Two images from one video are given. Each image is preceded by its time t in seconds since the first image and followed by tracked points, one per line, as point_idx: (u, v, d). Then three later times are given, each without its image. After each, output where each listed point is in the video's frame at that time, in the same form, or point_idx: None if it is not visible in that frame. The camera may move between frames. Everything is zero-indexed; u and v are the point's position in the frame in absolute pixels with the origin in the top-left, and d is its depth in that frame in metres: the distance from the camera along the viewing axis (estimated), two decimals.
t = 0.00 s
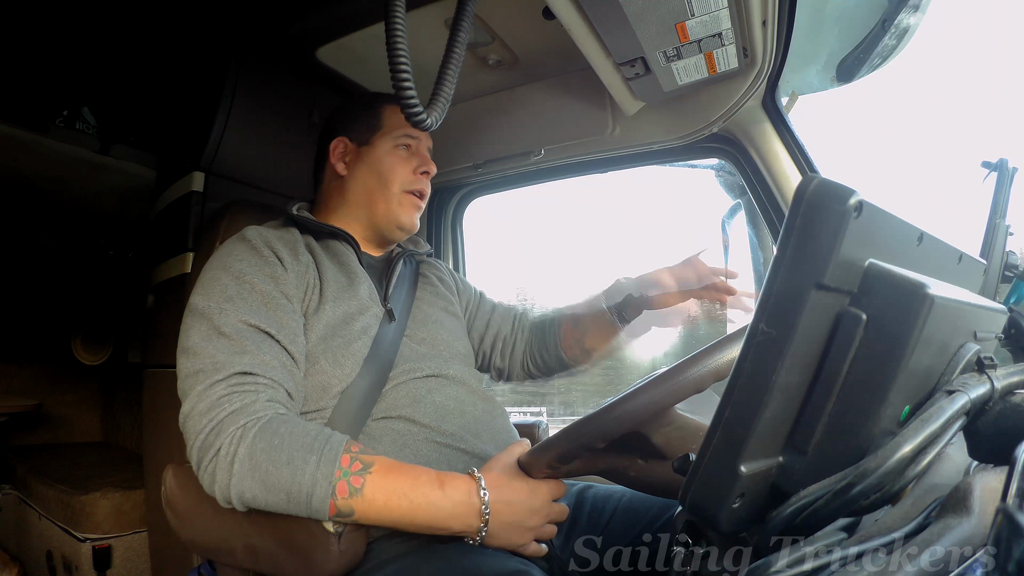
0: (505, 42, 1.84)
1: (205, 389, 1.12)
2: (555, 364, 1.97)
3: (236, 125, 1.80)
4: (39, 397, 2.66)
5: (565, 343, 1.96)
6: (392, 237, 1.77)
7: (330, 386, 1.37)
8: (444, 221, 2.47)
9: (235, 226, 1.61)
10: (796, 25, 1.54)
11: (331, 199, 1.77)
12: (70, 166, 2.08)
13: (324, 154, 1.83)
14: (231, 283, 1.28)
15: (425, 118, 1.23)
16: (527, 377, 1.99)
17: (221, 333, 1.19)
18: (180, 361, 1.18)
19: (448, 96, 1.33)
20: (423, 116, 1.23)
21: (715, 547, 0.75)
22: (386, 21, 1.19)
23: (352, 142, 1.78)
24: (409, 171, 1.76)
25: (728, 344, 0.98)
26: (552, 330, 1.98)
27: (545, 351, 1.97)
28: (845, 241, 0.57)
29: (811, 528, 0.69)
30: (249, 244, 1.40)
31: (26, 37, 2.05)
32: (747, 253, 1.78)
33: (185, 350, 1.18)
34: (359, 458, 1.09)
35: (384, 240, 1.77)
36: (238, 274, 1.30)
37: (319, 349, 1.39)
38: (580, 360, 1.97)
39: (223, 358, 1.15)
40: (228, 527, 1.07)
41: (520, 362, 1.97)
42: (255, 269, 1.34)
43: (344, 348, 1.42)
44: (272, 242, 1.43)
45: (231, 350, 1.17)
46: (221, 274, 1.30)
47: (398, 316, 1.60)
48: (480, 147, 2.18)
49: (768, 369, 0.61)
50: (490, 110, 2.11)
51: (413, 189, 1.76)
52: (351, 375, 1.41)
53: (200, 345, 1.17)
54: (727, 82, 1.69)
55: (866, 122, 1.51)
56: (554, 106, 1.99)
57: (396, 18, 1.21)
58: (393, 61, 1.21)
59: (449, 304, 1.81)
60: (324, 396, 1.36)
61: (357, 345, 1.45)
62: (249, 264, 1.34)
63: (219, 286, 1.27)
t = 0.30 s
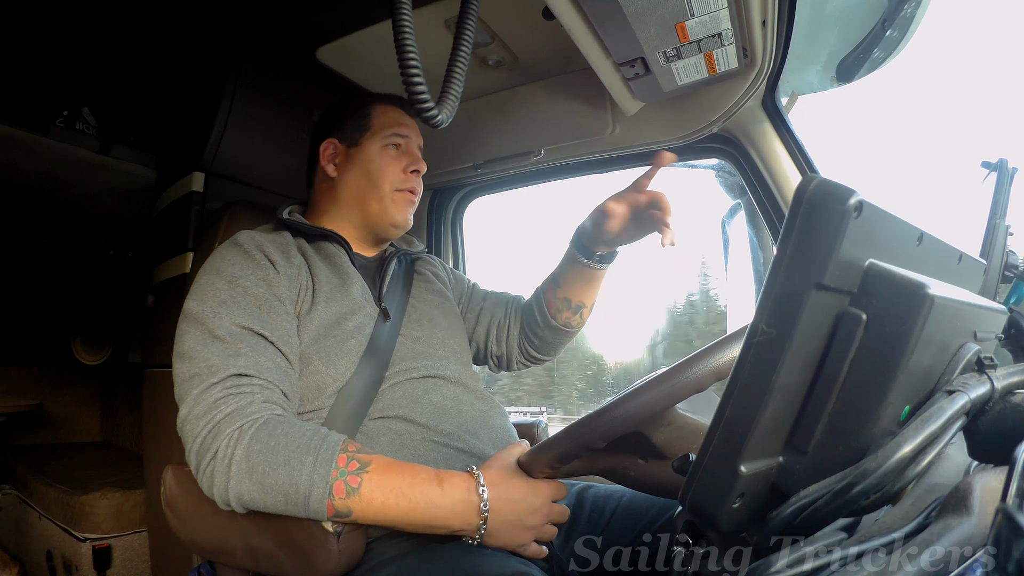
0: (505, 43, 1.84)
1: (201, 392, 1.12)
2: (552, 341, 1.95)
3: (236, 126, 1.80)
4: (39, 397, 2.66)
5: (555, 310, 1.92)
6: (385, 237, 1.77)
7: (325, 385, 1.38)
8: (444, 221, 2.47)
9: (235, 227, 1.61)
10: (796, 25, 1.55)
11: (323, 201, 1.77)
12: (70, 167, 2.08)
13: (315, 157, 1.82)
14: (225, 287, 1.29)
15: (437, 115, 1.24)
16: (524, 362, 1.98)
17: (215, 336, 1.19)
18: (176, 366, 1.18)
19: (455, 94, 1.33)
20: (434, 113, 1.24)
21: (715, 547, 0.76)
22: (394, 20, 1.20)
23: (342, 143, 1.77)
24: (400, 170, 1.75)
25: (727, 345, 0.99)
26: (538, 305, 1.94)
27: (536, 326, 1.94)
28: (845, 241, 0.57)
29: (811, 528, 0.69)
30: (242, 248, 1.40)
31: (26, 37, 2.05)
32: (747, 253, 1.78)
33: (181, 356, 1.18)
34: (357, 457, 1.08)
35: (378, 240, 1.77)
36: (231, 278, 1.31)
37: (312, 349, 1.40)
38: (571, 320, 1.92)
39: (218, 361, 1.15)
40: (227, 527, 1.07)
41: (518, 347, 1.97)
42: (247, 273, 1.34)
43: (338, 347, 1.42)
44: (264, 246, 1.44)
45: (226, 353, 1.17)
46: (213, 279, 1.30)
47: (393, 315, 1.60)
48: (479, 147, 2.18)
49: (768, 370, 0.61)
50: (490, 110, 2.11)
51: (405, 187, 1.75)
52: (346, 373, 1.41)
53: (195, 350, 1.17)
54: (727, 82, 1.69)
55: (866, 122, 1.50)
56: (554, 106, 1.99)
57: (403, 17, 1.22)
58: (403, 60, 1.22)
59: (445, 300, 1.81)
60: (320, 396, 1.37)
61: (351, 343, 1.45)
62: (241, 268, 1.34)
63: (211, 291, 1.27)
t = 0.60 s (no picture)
0: (505, 43, 1.84)
1: (208, 388, 1.12)
2: (562, 350, 1.91)
3: (236, 126, 1.80)
4: (39, 397, 2.65)
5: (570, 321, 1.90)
6: (387, 236, 1.77)
7: (331, 386, 1.38)
8: (444, 221, 2.47)
9: (235, 227, 1.61)
10: (796, 24, 1.54)
11: (323, 205, 1.78)
12: (70, 167, 2.08)
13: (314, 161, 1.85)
14: (234, 286, 1.28)
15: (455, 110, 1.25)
16: (531, 371, 1.94)
17: (223, 334, 1.19)
18: (182, 363, 1.19)
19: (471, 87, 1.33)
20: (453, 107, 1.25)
21: (714, 547, 0.76)
22: (407, 14, 1.19)
23: (335, 145, 1.78)
24: (394, 166, 1.74)
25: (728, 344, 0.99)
26: (557, 312, 1.93)
27: (551, 334, 1.92)
28: (845, 241, 0.57)
29: (811, 528, 0.69)
30: (250, 246, 1.40)
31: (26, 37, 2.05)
32: (747, 253, 1.78)
33: (188, 353, 1.18)
34: (364, 455, 1.08)
35: (379, 239, 1.78)
36: (240, 278, 1.30)
37: (319, 350, 1.39)
38: (590, 340, 1.90)
39: (226, 358, 1.15)
40: (228, 527, 1.07)
41: (524, 355, 1.93)
42: (256, 272, 1.33)
43: (345, 348, 1.43)
44: (273, 244, 1.44)
45: (234, 350, 1.17)
46: (223, 277, 1.30)
47: (401, 317, 1.60)
48: (479, 147, 2.18)
49: (768, 370, 0.61)
50: (490, 110, 2.11)
51: (402, 184, 1.74)
52: (354, 374, 1.41)
53: (203, 347, 1.17)
54: (727, 82, 1.69)
55: (866, 122, 1.50)
56: (555, 106, 1.99)
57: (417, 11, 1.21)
58: (422, 52, 1.21)
59: (451, 304, 1.81)
60: (326, 396, 1.37)
61: (359, 344, 1.45)
62: (250, 267, 1.34)
63: (221, 289, 1.27)
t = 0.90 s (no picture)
0: (505, 43, 1.84)
1: (221, 379, 1.12)
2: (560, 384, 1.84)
3: (236, 126, 1.80)
4: (39, 397, 2.66)
5: (584, 366, 1.81)
6: (375, 230, 1.75)
7: (333, 384, 1.38)
8: (444, 221, 2.47)
9: (235, 226, 1.61)
10: (796, 24, 1.54)
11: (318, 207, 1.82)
12: (70, 167, 2.08)
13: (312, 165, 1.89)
14: (241, 281, 1.28)
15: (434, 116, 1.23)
16: (523, 390, 1.89)
17: (232, 328, 1.18)
18: (188, 356, 1.17)
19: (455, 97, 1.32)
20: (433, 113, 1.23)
21: (714, 547, 0.76)
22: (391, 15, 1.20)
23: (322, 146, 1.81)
24: (369, 159, 1.72)
25: (730, 343, 1.01)
26: (574, 351, 1.84)
27: (560, 370, 1.84)
28: (845, 240, 0.57)
29: (811, 528, 0.69)
30: (256, 243, 1.40)
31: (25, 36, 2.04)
32: (747, 254, 1.78)
33: (194, 345, 1.18)
34: (379, 457, 1.10)
35: (371, 235, 1.77)
36: (247, 273, 1.30)
37: (323, 348, 1.39)
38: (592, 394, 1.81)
39: (238, 351, 1.15)
40: (229, 527, 1.07)
41: (521, 371, 1.88)
42: (264, 269, 1.33)
43: (348, 347, 1.43)
44: (279, 242, 1.44)
45: (245, 344, 1.17)
46: (229, 273, 1.29)
47: (402, 316, 1.60)
48: (479, 147, 2.17)
49: (768, 370, 0.61)
50: (490, 110, 2.12)
51: (376, 175, 1.70)
52: (355, 373, 1.41)
53: (212, 340, 1.17)
54: (728, 82, 1.69)
55: (866, 122, 1.50)
56: (555, 106, 1.99)
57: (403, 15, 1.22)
58: (402, 61, 1.22)
59: (452, 306, 1.81)
60: (327, 395, 1.36)
61: (361, 344, 1.45)
62: (257, 263, 1.34)
63: (228, 284, 1.26)
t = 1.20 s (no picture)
0: (505, 43, 1.84)
1: (215, 383, 1.12)
2: (561, 380, 1.84)
3: (236, 126, 1.80)
4: (39, 397, 2.66)
5: (586, 364, 1.81)
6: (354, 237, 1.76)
7: (328, 385, 1.38)
8: (444, 221, 2.47)
9: (235, 227, 1.61)
10: (796, 24, 1.54)
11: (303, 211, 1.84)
12: (70, 167, 2.08)
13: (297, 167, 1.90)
14: (232, 285, 1.28)
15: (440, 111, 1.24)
16: (522, 384, 1.90)
17: (225, 333, 1.19)
18: (180, 361, 1.17)
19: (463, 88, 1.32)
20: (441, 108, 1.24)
21: (714, 547, 0.76)
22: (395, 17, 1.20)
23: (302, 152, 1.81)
24: (343, 167, 1.71)
25: (728, 345, 1.00)
26: (577, 346, 1.84)
27: (561, 366, 1.84)
28: (845, 241, 0.57)
29: (811, 528, 0.69)
30: (247, 246, 1.40)
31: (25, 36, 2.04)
32: (747, 254, 1.79)
33: (187, 350, 1.17)
34: (375, 459, 1.11)
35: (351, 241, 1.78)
36: (238, 276, 1.30)
37: (315, 350, 1.39)
38: (593, 390, 1.82)
39: (231, 355, 1.15)
40: (229, 530, 1.07)
41: (519, 367, 1.89)
42: (255, 272, 1.33)
43: (340, 348, 1.43)
44: (269, 245, 1.43)
45: (238, 348, 1.17)
46: (221, 277, 1.29)
47: (395, 316, 1.60)
48: (479, 147, 2.17)
49: (769, 370, 0.61)
50: (490, 110, 2.11)
51: (349, 182, 1.69)
52: (349, 373, 1.41)
53: (204, 344, 1.17)
54: (727, 82, 1.69)
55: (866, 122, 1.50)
56: (554, 106, 1.99)
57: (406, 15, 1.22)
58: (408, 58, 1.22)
59: (448, 304, 1.81)
60: (322, 395, 1.37)
61: (353, 344, 1.45)
62: (248, 266, 1.34)
63: (219, 288, 1.26)
